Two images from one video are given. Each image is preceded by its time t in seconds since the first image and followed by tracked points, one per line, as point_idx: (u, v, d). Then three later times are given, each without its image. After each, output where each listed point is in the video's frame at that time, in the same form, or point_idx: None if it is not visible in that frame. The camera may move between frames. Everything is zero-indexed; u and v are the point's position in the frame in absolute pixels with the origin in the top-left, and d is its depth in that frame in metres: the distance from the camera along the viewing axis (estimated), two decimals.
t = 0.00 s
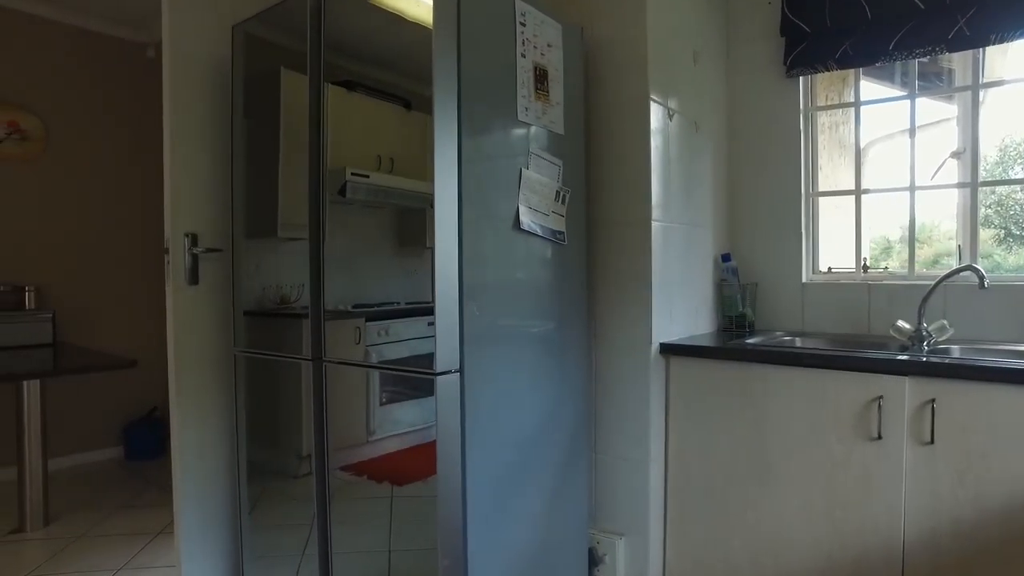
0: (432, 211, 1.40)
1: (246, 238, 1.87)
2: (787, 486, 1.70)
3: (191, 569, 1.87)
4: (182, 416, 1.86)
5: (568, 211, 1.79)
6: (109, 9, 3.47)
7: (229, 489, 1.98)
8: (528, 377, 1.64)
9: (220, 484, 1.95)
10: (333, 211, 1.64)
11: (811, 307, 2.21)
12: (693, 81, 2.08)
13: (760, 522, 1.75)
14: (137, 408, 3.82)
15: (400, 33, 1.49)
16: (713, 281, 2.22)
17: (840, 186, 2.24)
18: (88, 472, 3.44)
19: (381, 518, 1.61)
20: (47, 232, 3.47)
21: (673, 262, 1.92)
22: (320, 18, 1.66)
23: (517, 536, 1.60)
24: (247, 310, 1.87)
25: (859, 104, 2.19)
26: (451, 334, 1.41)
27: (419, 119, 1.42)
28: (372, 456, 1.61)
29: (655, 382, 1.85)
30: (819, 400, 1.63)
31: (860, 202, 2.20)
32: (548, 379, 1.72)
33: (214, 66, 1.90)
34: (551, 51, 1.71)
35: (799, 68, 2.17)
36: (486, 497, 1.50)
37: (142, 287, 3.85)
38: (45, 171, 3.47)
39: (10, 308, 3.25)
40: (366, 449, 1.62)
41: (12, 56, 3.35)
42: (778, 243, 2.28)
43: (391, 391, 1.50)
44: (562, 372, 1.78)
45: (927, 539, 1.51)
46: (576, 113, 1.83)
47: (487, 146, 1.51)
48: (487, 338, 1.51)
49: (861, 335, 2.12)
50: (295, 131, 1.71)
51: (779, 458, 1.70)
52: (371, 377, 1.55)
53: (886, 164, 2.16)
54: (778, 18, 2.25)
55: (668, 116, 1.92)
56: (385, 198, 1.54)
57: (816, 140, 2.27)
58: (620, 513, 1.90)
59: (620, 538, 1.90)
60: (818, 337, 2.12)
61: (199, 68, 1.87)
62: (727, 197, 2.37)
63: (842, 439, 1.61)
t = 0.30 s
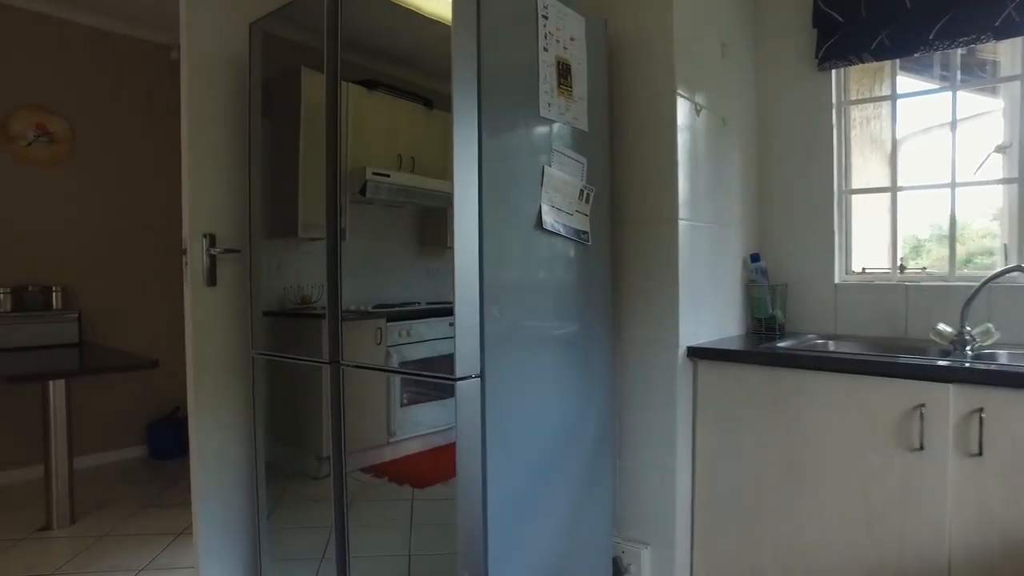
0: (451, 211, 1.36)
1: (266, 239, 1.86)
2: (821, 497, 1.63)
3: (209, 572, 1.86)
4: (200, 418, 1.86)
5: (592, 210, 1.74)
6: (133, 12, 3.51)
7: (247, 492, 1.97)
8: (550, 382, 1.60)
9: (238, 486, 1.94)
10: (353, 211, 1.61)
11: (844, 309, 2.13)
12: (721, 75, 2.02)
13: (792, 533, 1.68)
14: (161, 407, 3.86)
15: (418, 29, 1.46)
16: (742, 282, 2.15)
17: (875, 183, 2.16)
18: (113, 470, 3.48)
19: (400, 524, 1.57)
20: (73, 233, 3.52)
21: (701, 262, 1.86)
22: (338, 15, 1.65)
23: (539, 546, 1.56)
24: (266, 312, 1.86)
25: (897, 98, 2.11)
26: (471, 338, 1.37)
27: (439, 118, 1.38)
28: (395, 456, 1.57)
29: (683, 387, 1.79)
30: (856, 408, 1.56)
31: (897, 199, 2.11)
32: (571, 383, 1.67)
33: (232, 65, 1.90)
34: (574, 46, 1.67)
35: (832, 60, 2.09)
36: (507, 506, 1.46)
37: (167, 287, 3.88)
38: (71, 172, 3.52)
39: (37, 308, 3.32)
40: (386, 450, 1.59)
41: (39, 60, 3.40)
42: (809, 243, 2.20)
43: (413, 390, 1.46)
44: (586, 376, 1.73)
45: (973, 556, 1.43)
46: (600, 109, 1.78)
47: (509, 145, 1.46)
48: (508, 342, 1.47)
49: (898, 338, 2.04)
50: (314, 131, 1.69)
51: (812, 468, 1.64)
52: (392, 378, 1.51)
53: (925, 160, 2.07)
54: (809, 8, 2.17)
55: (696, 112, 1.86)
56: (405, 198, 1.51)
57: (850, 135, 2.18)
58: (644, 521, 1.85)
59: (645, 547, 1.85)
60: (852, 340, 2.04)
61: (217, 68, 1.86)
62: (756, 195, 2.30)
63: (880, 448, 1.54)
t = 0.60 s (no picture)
0: (478, 210, 1.32)
1: (291, 239, 1.84)
2: (866, 511, 1.55)
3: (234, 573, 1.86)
4: (225, 420, 1.85)
5: (623, 209, 1.69)
6: (162, 15, 3.55)
7: (271, 492, 1.96)
8: (580, 387, 1.55)
9: (264, 485, 1.94)
10: (379, 212, 1.59)
11: (886, 311, 2.04)
12: (757, 68, 1.94)
13: (833, 548, 1.61)
14: (190, 406, 3.90)
15: (443, 25, 1.42)
16: (777, 284, 2.08)
17: (919, 181, 2.06)
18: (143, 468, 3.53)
19: (426, 529, 1.55)
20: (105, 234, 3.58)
21: (736, 263, 1.80)
22: (363, 12, 1.62)
23: (568, 557, 1.51)
24: (291, 313, 1.84)
25: (943, 90, 2.01)
26: (499, 343, 1.33)
27: (465, 117, 1.35)
28: (421, 458, 1.54)
29: (717, 393, 1.73)
30: (904, 417, 1.48)
31: (943, 197, 2.02)
32: (601, 389, 1.62)
33: (257, 65, 1.89)
34: (604, 39, 1.61)
35: (874, 51, 2.00)
36: (536, 517, 1.42)
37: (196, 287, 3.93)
38: (103, 174, 3.58)
39: (70, 308, 3.39)
40: (412, 452, 1.56)
41: (72, 64, 3.47)
42: (849, 242, 2.11)
43: (437, 393, 1.43)
44: (616, 382, 1.68)
45: None
46: (631, 105, 1.72)
47: (538, 142, 1.42)
48: (536, 346, 1.42)
49: (945, 343, 1.94)
50: (339, 130, 1.67)
51: (856, 480, 1.56)
52: (417, 380, 1.48)
53: (975, 155, 1.96)
54: None
55: (731, 107, 1.79)
56: (431, 198, 1.48)
57: (892, 129, 2.09)
58: (676, 531, 1.79)
59: (677, 558, 1.79)
60: (895, 345, 1.95)
61: (242, 67, 1.85)
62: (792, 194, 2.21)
63: (931, 461, 1.45)
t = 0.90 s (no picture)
0: (506, 208, 1.29)
1: (318, 239, 1.83)
2: (913, 523, 1.48)
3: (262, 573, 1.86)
4: (253, 419, 1.85)
5: (655, 207, 1.64)
6: (193, 18, 3.60)
7: (299, 493, 1.96)
8: (611, 390, 1.50)
9: (292, 486, 1.93)
10: (405, 210, 1.57)
11: (931, 313, 1.95)
12: (794, 61, 1.88)
13: (877, 561, 1.54)
14: (220, 404, 3.95)
15: (470, 19, 1.39)
16: (815, 284, 2.01)
17: (966, 176, 1.97)
18: (172, 466, 3.57)
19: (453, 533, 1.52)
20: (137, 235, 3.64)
21: (772, 263, 1.73)
22: (389, 8, 1.60)
23: (598, 565, 1.47)
24: (318, 313, 1.83)
25: (992, 81, 1.92)
26: (527, 345, 1.29)
27: (493, 113, 1.32)
28: (448, 459, 1.52)
29: (754, 398, 1.67)
30: (955, 426, 1.40)
31: (992, 193, 1.92)
32: (633, 393, 1.58)
33: (284, 65, 1.88)
34: (636, 32, 1.57)
35: (919, 40, 1.91)
36: (567, 525, 1.38)
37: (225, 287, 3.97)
38: (136, 176, 3.64)
39: (104, 308, 3.45)
40: (439, 453, 1.54)
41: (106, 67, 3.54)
42: (890, 242, 2.03)
43: (464, 394, 1.40)
44: (648, 385, 1.63)
45: None
46: (664, 100, 1.67)
47: (568, 139, 1.38)
48: (567, 348, 1.38)
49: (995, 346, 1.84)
50: (365, 128, 1.65)
51: (902, 491, 1.49)
52: (443, 381, 1.46)
53: None
54: None
55: (767, 101, 1.73)
56: (459, 196, 1.45)
57: (937, 123, 2.00)
58: (711, 540, 1.74)
59: (711, 567, 1.73)
60: (941, 348, 1.87)
61: (269, 67, 1.85)
62: (829, 191, 2.14)
63: (983, 472, 1.37)
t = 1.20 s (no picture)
0: (537, 208, 1.26)
1: (348, 240, 1.83)
2: (964, 537, 1.40)
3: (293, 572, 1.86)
4: (284, 419, 1.86)
5: (691, 206, 1.59)
6: (230, 23, 3.67)
7: (330, 492, 1.96)
8: (645, 393, 1.47)
9: (322, 485, 1.94)
10: (435, 211, 1.55)
11: (982, 316, 1.86)
12: (835, 54, 1.81)
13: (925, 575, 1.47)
14: (252, 403, 4.00)
15: (502, 16, 1.37)
16: (856, 285, 1.93)
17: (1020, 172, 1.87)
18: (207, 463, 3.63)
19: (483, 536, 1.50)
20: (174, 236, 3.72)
21: (813, 264, 1.67)
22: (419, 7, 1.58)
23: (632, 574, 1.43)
24: (349, 313, 1.83)
25: None
26: (560, 347, 1.26)
27: (524, 111, 1.29)
28: (478, 461, 1.50)
29: (793, 403, 1.61)
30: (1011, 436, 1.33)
31: None
32: (667, 397, 1.53)
33: (316, 66, 1.89)
34: (671, 27, 1.53)
35: (972, 29, 1.81)
36: (599, 532, 1.34)
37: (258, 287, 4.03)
38: (173, 178, 3.72)
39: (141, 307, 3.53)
40: (469, 454, 1.53)
41: (146, 72, 3.63)
42: (937, 241, 1.95)
43: (495, 395, 1.38)
44: (683, 389, 1.59)
45: None
46: (699, 96, 1.63)
47: (601, 136, 1.35)
48: (599, 351, 1.35)
49: None
50: (395, 128, 1.64)
51: (952, 503, 1.42)
52: (473, 382, 1.44)
53: None
54: None
55: (807, 96, 1.67)
56: (489, 196, 1.43)
57: (989, 116, 1.90)
58: (747, 550, 1.69)
59: None
60: (993, 353, 1.78)
61: (301, 69, 1.86)
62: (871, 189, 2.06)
63: None
